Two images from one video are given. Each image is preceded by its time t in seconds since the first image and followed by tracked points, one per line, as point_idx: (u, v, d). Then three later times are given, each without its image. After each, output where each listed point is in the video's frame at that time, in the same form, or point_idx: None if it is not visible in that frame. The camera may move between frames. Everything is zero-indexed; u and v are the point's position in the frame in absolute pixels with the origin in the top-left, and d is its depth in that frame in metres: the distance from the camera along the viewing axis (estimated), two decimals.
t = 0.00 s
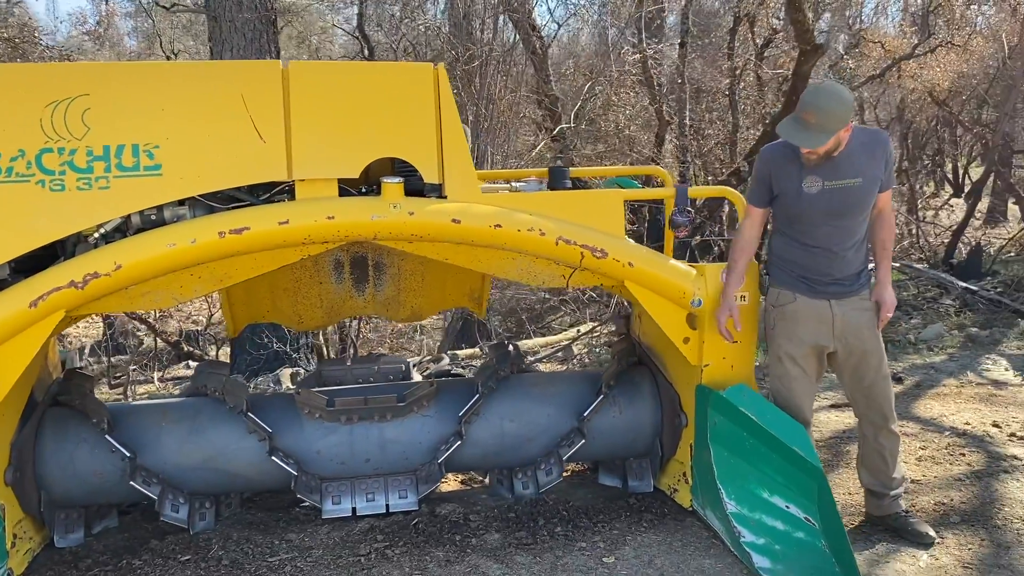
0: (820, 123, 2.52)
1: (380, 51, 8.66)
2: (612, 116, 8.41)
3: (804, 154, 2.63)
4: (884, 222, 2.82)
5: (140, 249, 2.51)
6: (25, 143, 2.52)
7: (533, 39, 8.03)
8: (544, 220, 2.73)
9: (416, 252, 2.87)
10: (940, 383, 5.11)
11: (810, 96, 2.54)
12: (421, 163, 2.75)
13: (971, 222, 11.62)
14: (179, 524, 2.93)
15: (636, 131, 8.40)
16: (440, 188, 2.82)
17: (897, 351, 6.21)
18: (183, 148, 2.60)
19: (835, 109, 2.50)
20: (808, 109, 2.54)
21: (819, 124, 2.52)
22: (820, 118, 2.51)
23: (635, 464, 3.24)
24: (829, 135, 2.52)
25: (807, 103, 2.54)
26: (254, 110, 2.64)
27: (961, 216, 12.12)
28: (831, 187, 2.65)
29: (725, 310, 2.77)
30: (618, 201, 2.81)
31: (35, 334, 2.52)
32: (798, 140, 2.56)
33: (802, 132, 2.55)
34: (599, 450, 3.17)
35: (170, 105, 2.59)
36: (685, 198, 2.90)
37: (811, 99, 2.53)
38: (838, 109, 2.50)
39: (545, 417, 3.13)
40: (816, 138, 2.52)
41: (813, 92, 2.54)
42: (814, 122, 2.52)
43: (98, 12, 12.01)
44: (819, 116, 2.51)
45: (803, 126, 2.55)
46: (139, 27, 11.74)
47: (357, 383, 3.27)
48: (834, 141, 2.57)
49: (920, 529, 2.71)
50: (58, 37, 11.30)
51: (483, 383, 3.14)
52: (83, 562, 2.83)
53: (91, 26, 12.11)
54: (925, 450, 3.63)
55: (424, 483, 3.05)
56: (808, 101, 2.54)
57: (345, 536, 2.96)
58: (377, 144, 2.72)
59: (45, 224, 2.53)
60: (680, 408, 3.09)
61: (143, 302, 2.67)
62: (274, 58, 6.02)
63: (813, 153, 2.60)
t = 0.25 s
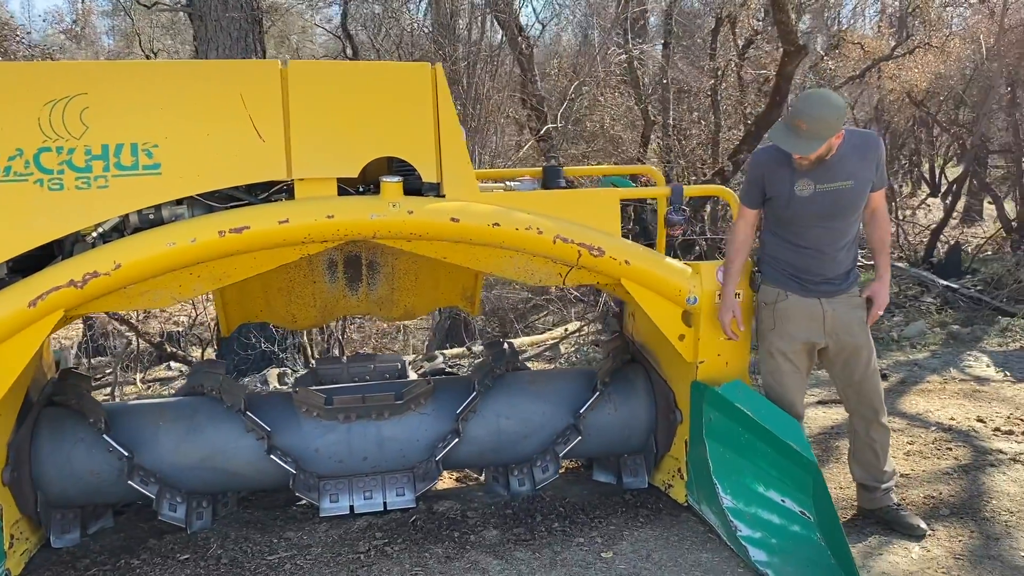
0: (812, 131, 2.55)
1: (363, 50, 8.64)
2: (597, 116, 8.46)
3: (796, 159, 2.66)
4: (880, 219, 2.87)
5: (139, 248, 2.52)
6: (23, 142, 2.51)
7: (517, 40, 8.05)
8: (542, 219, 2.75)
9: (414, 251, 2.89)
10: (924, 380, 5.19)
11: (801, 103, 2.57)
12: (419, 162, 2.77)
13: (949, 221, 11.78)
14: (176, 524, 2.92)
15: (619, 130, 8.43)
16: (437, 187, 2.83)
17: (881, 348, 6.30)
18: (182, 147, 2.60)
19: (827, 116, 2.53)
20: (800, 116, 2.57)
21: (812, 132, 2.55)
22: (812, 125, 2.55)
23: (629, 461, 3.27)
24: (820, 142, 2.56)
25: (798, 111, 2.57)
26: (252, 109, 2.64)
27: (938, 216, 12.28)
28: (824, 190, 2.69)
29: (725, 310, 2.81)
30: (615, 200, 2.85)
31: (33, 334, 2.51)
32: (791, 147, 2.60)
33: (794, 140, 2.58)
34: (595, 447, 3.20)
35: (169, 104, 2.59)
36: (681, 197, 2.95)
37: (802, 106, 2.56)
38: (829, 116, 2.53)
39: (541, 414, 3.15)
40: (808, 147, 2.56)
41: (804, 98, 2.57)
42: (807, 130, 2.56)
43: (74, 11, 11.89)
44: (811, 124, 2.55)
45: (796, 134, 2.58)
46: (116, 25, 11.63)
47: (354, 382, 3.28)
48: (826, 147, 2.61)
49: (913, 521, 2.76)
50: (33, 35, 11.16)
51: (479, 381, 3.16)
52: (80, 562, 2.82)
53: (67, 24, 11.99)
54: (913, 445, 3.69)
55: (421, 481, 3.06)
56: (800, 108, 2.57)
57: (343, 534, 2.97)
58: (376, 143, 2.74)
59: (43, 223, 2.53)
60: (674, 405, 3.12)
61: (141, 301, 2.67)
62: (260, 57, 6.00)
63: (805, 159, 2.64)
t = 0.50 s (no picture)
0: (802, 124, 2.58)
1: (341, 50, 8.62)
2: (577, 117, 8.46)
3: (782, 153, 2.67)
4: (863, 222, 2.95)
5: (134, 246, 2.52)
6: (16, 141, 2.51)
7: (497, 39, 8.07)
8: (534, 217, 2.78)
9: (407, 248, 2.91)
10: (901, 375, 5.30)
11: (793, 95, 2.60)
12: (413, 161, 2.79)
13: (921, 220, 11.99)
14: (169, 522, 2.92)
15: (600, 131, 8.50)
16: (430, 185, 2.85)
17: (858, 345, 6.42)
18: (176, 145, 2.61)
19: (817, 111, 2.56)
20: (791, 108, 2.59)
21: (801, 125, 2.58)
22: (802, 118, 2.57)
23: (618, 455, 3.31)
24: (808, 137, 2.59)
25: (790, 103, 2.60)
26: (246, 107, 2.65)
27: (909, 215, 12.49)
28: (807, 187, 2.70)
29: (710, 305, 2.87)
30: (604, 199, 2.90)
31: (27, 332, 2.51)
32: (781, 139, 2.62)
33: (784, 131, 2.61)
34: (584, 442, 3.24)
35: (162, 102, 2.59)
36: (670, 195, 2.98)
37: (793, 99, 2.59)
38: (819, 110, 2.56)
39: (532, 410, 3.19)
40: (796, 139, 2.59)
41: (797, 92, 2.60)
42: (796, 122, 2.58)
43: (43, 8, 11.72)
44: (801, 117, 2.58)
45: (786, 125, 2.61)
46: (87, 23, 11.48)
47: (345, 379, 3.28)
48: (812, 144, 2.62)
49: (895, 511, 2.81)
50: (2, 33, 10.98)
51: (471, 377, 3.19)
52: (73, 561, 2.82)
53: (37, 22, 11.83)
54: (893, 438, 3.78)
55: (414, 477, 3.08)
56: (791, 101, 2.60)
57: (337, 531, 2.99)
58: (369, 143, 2.76)
59: (37, 222, 2.53)
60: (663, 399, 3.16)
61: (135, 299, 2.68)
62: (240, 57, 5.96)
63: (791, 155, 2.65)
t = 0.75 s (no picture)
0: (788, 108, 2.62)
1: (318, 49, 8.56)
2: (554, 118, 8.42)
3: (767, 141, 2.71)
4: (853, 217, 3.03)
5: (118, 245, 2.50)
6: None
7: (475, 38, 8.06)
8: (520, 215, 2.80)
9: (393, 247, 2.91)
10: (878, 371, 5.39)
11: (780, 82, 2.65)
12: (399, 158, 2.79)
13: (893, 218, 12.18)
14: (153, 522, 2.90)
15: (578, 131, 8.56)
16: (417, 184, 2.86)
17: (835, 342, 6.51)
18: (161, 143, 2.59)
19: (803, 96, 2.61)
20: (778, 94, 2.64)
21: (788, 109, 2.62)
22: (788, 103, 2.61)
23: (603, 451, 3.32)
24: (794, 121, 2.63)
25: (777, 88, 2.65)
26: (232, 106, 2.64)
27: (881, 214, 12.67)
28: (789, 179, 2.74)
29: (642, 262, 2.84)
30: (590, 196, 2.92)
31: (10, 331, 2.50)
32: (767, 123, 2.66)
33: (770, 116, 2.64)
34: (569, 438, 3.26)
35: (147, 100, 2.57)
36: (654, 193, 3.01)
37: (781, 85, 2.64)
38: (805, 96, 2.60)
39: (517, 407, 3.20)
40: (782, 123, 2.63)
41: (785, 79, 2.64)
42: (783, 107, 2.62)
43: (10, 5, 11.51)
44: (787, 101, 2.62)
45: (772, 110, 2.64)
46: (56, 20, 11.29)
47: (329, 378, 3.26)
48: (796, 132, 2.67)
49: (875, 505, 2.87)
50: None
51: (457, 375, 3.19)
52: (57, 563, 2.80)
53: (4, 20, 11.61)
54: (871, 432, 3.84)
55: (400, 475, 3.07)
56: (779, 87, 2.64)
57: (323, 529, 2.99)
58: (355, 139, 2.75)
59: (19, 220, 2.50)
60: (648, 395, 3.19)
61: (119, 298, 2.68)
62: (217, 55, 5.90)
63: (775, 143, 2.70)
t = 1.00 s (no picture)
0: (766, 93, 2.65)
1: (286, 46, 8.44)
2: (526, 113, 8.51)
3: (744, 129, 2.73)
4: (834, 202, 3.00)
5: (85, 242, 2.43)
6: None
7: (446, 36, 8.00)
8: (496, 211, 2.78)
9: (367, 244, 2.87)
10: (848, 366, 5.44)
11: (758, 69, 2.68)
12: (372, 153, 2.76)
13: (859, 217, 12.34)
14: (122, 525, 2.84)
15: (549, 129, 8.56)
16: (391, 179, 2.82)
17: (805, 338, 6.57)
18: (129, 138, 2.53)
19: (783, 83, 2.65)
20: (757, 80, 2.66)
21: (767, 94, 2.64)
22: (767, 88, 2.64)
23: (579, 448, 3.32)
24: (773, 107, 2.66)
25: (756, 74, 2.68)
26: (202, 100, 2.59)
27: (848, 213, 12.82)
28: (762, 169, 2.75)
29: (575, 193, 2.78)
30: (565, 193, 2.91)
31: None
32: (746, 108, 2.68)
33: (749, 99, 2.67)
34: (544, 436, 3.25)
35: (114, 94, 2.51)
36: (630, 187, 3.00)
37: (761, 71, 2.67)
38: (784, 83, 2.64)
39: (493, 404, 3.18)
40: (761, 106, 2.65)
41: (765, 66, 2.68)
42: (762, 92, 2.65)
43: None
44: (766, 86, 2.65)
45: (751, 94, 2.67)
46: (13, 16, 11.02)
47: (302, 377, 3.20)
48: (773, 120, 2.69)
49: (850, 498, 2.88)
50: None
51: (433, 373, 3.16)
52: (23, 568, 2.73)
53: None
54: (844, 427, 3.87)
55: (374, 475, 3.04)
56: (758, 73, 2.68)
57: (297, 530, 2.95)
58: (328, 133, 2.71)
59: None
60: (624, 392, 3.19)
61: (86, 296, 2.62)
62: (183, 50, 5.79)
63: (751, 130, 2.71)
